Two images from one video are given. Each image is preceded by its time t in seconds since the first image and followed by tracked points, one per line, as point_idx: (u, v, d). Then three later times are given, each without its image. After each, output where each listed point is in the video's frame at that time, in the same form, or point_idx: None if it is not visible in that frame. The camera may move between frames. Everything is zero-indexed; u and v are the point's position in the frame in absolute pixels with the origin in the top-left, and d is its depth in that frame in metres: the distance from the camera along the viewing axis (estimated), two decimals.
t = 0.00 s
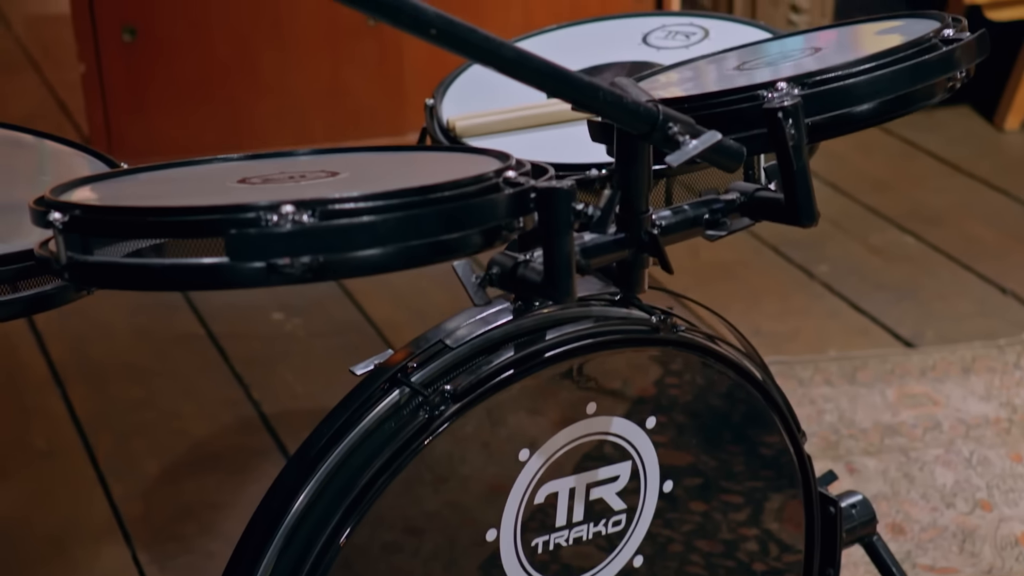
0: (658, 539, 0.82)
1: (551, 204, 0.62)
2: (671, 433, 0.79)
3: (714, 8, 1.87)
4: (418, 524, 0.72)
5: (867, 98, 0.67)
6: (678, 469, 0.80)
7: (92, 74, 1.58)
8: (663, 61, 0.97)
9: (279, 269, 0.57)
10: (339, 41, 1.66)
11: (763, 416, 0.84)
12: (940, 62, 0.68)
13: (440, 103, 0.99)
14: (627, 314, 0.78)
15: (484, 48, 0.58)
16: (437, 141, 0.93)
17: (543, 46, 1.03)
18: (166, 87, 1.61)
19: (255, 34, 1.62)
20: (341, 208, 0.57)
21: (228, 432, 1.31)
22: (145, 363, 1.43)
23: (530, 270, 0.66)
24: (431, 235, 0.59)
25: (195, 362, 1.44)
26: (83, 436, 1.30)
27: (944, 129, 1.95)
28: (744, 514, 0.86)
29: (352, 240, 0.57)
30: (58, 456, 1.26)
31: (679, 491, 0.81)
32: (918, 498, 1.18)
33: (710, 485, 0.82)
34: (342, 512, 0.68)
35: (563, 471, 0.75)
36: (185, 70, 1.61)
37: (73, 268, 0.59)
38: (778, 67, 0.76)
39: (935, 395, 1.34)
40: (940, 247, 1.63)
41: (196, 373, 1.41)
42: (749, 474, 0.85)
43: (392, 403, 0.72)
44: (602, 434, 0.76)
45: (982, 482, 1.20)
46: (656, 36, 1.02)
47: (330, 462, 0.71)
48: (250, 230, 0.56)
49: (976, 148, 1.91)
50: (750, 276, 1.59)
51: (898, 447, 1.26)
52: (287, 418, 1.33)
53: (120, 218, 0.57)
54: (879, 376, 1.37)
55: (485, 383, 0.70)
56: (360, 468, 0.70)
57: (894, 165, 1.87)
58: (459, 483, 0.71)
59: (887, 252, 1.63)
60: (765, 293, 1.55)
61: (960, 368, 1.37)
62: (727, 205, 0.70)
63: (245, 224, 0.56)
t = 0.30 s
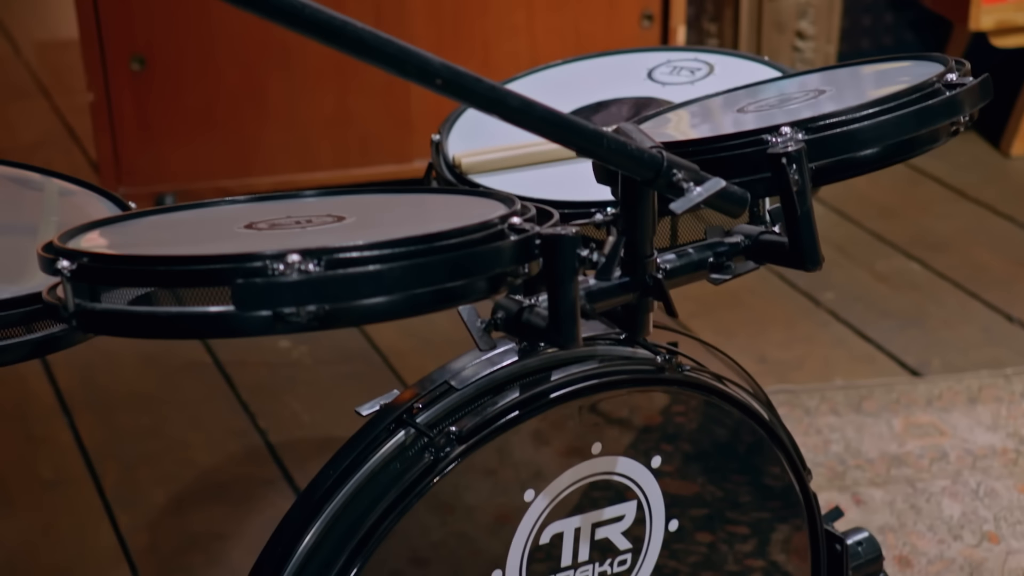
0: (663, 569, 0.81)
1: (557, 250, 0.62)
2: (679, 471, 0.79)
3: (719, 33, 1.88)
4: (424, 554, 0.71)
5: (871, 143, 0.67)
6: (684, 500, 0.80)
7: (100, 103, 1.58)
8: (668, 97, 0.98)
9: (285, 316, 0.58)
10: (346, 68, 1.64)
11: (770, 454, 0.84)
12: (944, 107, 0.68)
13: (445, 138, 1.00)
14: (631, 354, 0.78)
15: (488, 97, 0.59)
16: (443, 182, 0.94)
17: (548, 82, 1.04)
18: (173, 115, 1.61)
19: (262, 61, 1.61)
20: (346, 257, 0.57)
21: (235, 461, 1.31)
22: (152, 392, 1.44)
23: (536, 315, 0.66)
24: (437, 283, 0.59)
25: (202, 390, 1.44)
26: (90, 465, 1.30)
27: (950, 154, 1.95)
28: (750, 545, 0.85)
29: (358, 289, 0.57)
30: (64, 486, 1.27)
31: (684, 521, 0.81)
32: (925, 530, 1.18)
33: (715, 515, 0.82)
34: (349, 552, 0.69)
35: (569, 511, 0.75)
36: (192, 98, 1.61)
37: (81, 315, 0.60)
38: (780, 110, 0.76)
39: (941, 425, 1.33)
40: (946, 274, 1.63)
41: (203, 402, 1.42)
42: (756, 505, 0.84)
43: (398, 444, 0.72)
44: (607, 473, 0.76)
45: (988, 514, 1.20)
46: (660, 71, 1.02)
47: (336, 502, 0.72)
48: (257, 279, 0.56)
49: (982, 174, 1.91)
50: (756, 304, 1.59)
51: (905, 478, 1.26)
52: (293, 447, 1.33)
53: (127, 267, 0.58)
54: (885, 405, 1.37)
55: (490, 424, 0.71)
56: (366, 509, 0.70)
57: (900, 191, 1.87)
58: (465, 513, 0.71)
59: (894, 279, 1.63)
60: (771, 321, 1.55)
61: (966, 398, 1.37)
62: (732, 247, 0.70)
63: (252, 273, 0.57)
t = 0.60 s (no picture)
0: None
1: (563, 296, 0.63)
2: (687, 506, 0.79)
3: (725, 60, 1.88)
4: None
5: (876, 188, 0.67)
6: (690, 530, 0.80)
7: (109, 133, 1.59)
8: (674, 133, 0.98)
9: (293, 364, 0.58)
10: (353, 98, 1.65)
11: (777, 493, 0.84)
12: (948, 152, 0.69)
13: (452, 174, 1.01)
14: (638, 394, 0.78)
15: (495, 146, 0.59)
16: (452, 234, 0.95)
17: (553, 117, 1.05)
18: (181, 142, 1.62)
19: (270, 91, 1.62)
20: (354, 304, 0.57)
21: (242, 490, 1.31)
22: (159, 421, 1.44)
23: (542, 360, 0.66)
24: (444, 330, 0.59)
25: (210, 419, 1.44)
26: (97, 494, 1.30)
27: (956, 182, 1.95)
28: None
29: (365, 336, 0.58)
30: (72, 514, 1.27)
31: (690, 552, 0.81)
32: (933, 563, 1.18)
33: (721, 546, 0.82)
34: None
35: (575, 550, 0.76)
36: (199, 127, 1.61)
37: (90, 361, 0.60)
38: (785, 152, 0.76)
39: (949, 455, 1.33)
40: (953, 303, 1.62)
41: (210, 431, 1.42)
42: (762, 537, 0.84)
43: (404, 485, 0.72)
44: (613, 513, 0.76)
45: (997, 546, 1.19)
46: (666, 107, 1.03)
47: (342, 542, 0.72)
48: (265, 327, 0.57)
49: (989, 201, 1.91)
50: (763, 333, 1.60)
51: (912, 510, 1.25)
52: (299, 476, 1.33)
53: (136, 314, 0.58)
54: (892, 435, 1.37)
55: (497, 465, 0.71)
56: (371, 550, 0.70)
57: (907, 219, 1.87)
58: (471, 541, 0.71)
59: (900, 307, 1.63)
60: (777, 350, 1.55)
61: (974, 428, 1.37)
62: (737, 290, 0.70)
63: (260, 321, 0.57)
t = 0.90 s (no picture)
0: None
1: (570, 339, 0.63)
2: (693, 536, 0.79)
3: (731, 88, 1.89)
4: None
5: (882, 232, 0.68)
6: (697, 560, 0.80)
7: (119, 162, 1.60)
8: (680, 168, 0.99)
9: (301, 410, 0.58)
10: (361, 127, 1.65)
11: (783, 529, 0.84)
12: (954, 196, 0.69)
13: (460, 210, 1.02)
14: (644, 433, 0.78)
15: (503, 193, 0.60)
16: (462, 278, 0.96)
17: (560, 153, 1.05)
18: (189, 170, 1.63)
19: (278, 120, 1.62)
20: (362, 351, 0.58)
21: (249, 520, 1.31)
22: (167, 450, 1.44)
23: (549, 404, 0.66)
24: (452, 377, 0.60)
25: (217, 448, 1.45)
26: (104, 524, 1.30)
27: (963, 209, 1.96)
28: None
29: (373, 383, 0.58)
30: (78, 544, 1.27)
31: None
32: None
33: None
34: None
35: None
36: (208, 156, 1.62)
37: (100, 406, 0.61)
38: (792, 194, 0.77)
39: (956, 487, 1.33)
40: (960, 332, 1.62)
41: (217, 460, 1.42)
42: (768, 569, 0.84)
43: (411, 525, 0.73)
44: (620, 552, 0.76)
45: None
46: (672, 142, 1.03)
47: None
48: (274, 374, 0.57)
49: (995, 228, 1.91)
50: (769, 361, 1.60)
51: (919, 541, 1.25)
52: (306, 506, 1.33)
53: (146, 361, 0.58)
54: (899, 466, 1.37)
55: (503, 505, 0.71)
56: None
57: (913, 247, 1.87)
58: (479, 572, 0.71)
59: (907, 336, 1.63)
60: (784, 380, 1.55)
61: (981, 459, 1.37)
62: (744, 332, 0.70)
63: (269, 367, 0.58)
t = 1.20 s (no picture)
0: None
1: (576, 384, 0.63)
2: (701, 564, 0.80)
3: (738, 114, 1.89)
4: None
5: (887, 275, 0.68)
6: None
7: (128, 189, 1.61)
8: (687, 203, 0.99)
9: (310, 456, 0.59)
10: (369, 153, 1.66)
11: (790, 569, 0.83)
12: (958, 239, 0.69)
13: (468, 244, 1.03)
14: (651, 470, 0.78)
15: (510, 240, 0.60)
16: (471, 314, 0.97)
17: (568, 187, 1.06)
18: (198, 196, 1.64)
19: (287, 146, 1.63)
20: (371, 398, 0.58)
21: (257, 549, 1.31)
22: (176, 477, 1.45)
23: (556, 446, 0.67)
24: (460, 423, 0.60)
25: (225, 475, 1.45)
26: (113, 552, 1.31)
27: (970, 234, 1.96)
28: None
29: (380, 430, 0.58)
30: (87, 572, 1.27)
31: None
32: None
33: None
34: None
35: None
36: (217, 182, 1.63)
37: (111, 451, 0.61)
38: (798, 234, 0.77)
39: (964, 516, 1.33)
40: (967, 359, 1.62)
41: (226, 487, 1.43)
42: None
43: (419, 563, 0.73)
44: None
45: None
46: (680, 176, 1.04)
47: None
48: (283, 420, 0.58)
49: (1002, 253, 1.91)
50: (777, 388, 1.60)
51: (927, 571, 1.25)
52: (313, 534, 1.33)
53: (157, 407, 0.59)
54: (906, 495, 1.36)
55: (510, 544, 0.71)
56: None
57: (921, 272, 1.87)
58: None
59: (915, 363, 1.63)
60: (791, 407, 1.55)
61: (988, 488, 1.36)
62: (750, 373, 0.71)
63: (279, 414, 0.58)
